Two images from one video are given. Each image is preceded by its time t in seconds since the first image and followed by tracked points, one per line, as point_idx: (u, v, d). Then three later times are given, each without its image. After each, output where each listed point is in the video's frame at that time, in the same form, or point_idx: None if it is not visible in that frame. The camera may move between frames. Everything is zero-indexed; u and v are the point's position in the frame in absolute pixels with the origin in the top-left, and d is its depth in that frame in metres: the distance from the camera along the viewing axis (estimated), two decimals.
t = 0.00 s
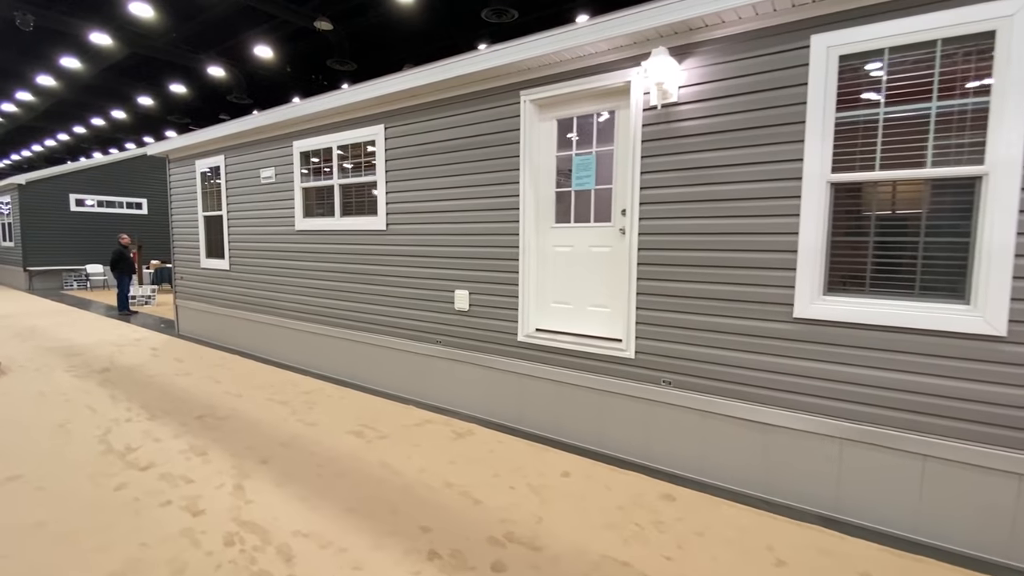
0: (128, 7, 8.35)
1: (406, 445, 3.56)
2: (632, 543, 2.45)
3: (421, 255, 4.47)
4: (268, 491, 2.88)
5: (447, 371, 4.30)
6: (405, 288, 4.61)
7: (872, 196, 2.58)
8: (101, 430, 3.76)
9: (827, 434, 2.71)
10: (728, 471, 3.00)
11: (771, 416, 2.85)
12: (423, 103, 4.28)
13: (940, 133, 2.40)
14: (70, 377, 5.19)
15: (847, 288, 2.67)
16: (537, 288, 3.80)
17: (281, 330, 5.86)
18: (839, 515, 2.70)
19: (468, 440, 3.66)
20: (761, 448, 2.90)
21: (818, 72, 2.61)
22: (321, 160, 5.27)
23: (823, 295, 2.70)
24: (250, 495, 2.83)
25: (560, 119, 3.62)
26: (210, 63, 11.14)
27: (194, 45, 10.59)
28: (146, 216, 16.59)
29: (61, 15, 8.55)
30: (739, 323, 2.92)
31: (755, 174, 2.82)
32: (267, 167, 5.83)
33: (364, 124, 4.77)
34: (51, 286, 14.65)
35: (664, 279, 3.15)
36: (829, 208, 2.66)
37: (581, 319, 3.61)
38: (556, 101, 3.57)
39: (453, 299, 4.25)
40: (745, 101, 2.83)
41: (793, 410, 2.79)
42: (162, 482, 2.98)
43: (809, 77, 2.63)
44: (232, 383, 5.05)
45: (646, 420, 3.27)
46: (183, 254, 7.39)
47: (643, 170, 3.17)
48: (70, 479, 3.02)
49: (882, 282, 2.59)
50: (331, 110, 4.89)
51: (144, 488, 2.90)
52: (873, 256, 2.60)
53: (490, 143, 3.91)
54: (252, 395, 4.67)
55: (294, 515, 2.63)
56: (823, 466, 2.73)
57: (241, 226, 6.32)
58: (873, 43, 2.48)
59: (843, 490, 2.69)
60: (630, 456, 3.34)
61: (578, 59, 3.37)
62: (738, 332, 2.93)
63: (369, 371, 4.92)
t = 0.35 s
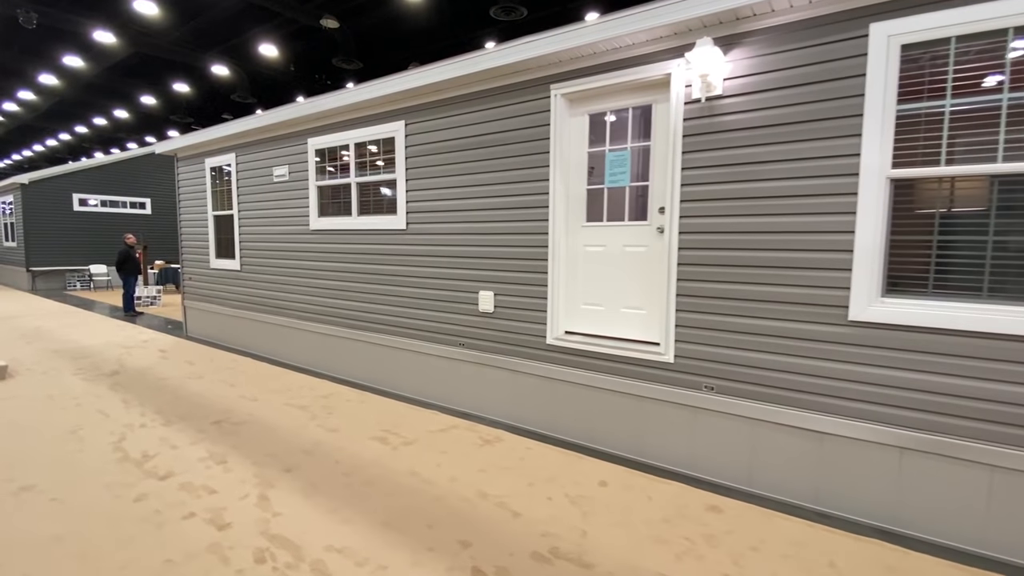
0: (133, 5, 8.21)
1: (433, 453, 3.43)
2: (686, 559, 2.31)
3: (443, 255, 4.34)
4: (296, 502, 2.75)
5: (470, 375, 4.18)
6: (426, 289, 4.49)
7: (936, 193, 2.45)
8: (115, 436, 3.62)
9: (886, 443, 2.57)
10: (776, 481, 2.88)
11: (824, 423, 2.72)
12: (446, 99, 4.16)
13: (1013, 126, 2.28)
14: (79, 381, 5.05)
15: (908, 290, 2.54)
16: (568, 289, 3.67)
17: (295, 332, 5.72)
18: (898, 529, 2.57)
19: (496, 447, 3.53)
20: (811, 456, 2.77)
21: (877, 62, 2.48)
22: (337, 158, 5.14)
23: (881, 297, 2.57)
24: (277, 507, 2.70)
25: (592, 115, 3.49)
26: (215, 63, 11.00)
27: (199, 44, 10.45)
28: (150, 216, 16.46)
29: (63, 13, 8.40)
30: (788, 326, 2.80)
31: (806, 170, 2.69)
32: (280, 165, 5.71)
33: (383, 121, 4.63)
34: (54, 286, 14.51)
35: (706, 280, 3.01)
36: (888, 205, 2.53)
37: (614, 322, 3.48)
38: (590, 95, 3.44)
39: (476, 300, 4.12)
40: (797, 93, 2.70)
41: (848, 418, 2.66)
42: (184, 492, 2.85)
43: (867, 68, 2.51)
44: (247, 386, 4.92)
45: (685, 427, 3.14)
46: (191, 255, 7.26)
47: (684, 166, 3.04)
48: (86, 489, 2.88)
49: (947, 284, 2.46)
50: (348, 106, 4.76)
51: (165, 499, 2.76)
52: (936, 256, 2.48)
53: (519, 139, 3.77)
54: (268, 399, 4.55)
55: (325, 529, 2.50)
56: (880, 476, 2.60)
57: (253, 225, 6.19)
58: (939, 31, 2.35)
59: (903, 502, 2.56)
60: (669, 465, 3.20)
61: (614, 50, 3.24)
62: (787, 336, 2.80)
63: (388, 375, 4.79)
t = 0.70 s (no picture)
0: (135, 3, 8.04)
1: (459, 461, 3.32)
2: None
3: (463, 257, 4.22)
4: (322, 515, 2.63)
5: (492, 380, 4.06)
6: (444, 291, 4.37)
7: (997, 192, 2.34)
8: (128, 444, 3.49)
9: (941, 453, 2.46)
10: (822, 491, 2.77)
11: (874, 432, 2.61)
12: (468, 95, 4.04)
13: None
14: (86, 385, 4.92)
15: (964, 293, 2.44)
16: (596, 291, 3.55)
17: (306, 335, 5.60)
18: (955, 542, 2.46)
19: (523, 454, 3.42)
20: (861, 466, 2.66)
21: (933, 55, 2.37)
22: (352, 157, 5.03)
23: (936, 302, 2.46)
24: (303, 521, 2.58)
25: (623, 111, 3.38)
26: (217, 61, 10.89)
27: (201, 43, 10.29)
28: (150, 217, 16.29)
29: (63, 11, 8.22)
30: (835, 331, 2.68)
31: (855, 168, 2.58)
32: (292, 164, 5.59)
33: (400, 118, 4.52)
34: (54, 287, 14.34)
35: (747, 282, 2.90)
36: (943, 205, 2.42)
37: (646, 326, 3.37)
38: (621, 91, 3.33)
39: (499, 302, 4.01)
40: (844, 88, 2.60)
41: (900, 426, 2.55)
42: (204, 504, 2.72)
43: (923, 63, 2.40)
44: (259, 391, 4.80)
45: (723, 435, 3.02)
46: (198, 256, 7.13)
47: (723, 164, 2.93)
48: (102, 501, 2.76)
49: (1008, 288, 2.35)
50: (363, 104, 4.64)
51: (185, 513, 2.64)
52: (997, 258, 2.36)
53: (545, 137, 3.66)
54: (283, 405, 4.42)
55: (356, 545, 2.38)
56: (935, 487, 2.49)
57: (263, 225, 6.07)
58: (1001, 23, 2.23)
59: (959, 514, 2.45)
60: (705, 473, 3.08)
61: (648, 44, 3.12)
62: (834, 341, 2.69)
63: (404, 379, 4.67)
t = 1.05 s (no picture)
0: None
1: (478, 472, 3.15)
2: None
3: (476, 257, 4.07)
4: (337, 533, 2.47)
5: (508, 386, 3.90)
6: (457, 293, 4.21)
7: None
8: (127, 455, 3.31)
9: (995, 465, 2.33)
10: (865, 503, 2.64)
11: (921, 442, 2.47)
12: (482, 89, 3.89)
13: None
14: (82, 391, 4.73)
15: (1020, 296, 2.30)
16: (619, 293, 3.40)
17: (311, 338, 5.43)
18: (1009, 558, 2.34)
19: (545, 464, 3.26)
20: (906, 477, 2.53)
21: (989, 44, 2.24)
22: (359, 154, 4.87)
23: (990, 305, 2.32)
24: (318, 539, 2.41)
25: (648, 106, 3.24)
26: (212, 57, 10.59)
27: (196, 41, 10.05)
28: (145, 217, 16.04)
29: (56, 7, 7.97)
30: (879, 335, 2.55)
31: (902, 164, 2.45)
32: (296, 162, 5.43)
33: (410, 114, 4.37)
34: (48, 289, 14.06)
35: (783, 284, 2.77)
36: (999, 202, 2.29)
37: (673, 330, 3.22)
38: (646, 84, 3.19)
39: (515, 305, 3.85)
40: (890, 80, 2.46)
41: (950, 436, 2.41)
42: (211, 521, 2.55)
43: (977, 52, 2.26)
44: (263, 397, 4.62)
45: (757, 444, 2.89)
46: (197, 256, 6.94)
47: (757, 160, 2.80)
48: (101, 518, 2.58)
49: None
50: (371, 99, 4.48)
51: (191, 531, 2.47)
52: None
53: (565, 133, 3.51)
54: (288, 411, 4.25)
55: (377, 566, 2.21)
56: (988, 500, 2.36)
57: (265, 225, 5.90)
58: None
59: (1013, 528, 2.32)
60: (737, 484, 2.95)
61: (675, 35, 2.98)
62: (877, 345, 2.55)
63: (414, 385, 4.51)
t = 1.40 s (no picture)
0: None
1: (494, 487, 2.99)
2: None
3: (487, 260, 3.91)
4: (349, 558, 2.29)
5: (521, 394, 3.75)
6: (465, 298, 4.05)
7: None
8: (119, 472, 3.11)
9: None
10: (906, 519, 2.50)
11: (968, 456, 2.34)
12: (494, 85, 3.74)
13: None
14: (70, 401, 4.50)
15: None
16: (639, 298, 3.25)
17: (311, 344, 5.24)
18: None
19: (563, 478, 3.10)
20: (952, 493, 2.39)
21: None
22: (363, 153, 4.71)
23: None
24: (328, 565, 2.23)
25: (671, 102, 3.11)
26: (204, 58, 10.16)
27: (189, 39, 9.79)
28: (134, 218, 15.70)
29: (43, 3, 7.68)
30: (923, 343, 2.41)
31: (948, 162, 2.32)
32: (295, 161, 5.24)
33: (416, 111, 4.20)
34: (33, 291, 13.66)
35: (818, 288, 2.63)
36: None
37: (697, 336, 3.07)
38: (670, 79, 3.04)
39: (528, 310, 3.70)
40: (935, 74, 2.33)
41: (1000, 450, 2.28)
42: (211, 546, 2.36)
43: None
44: (261, 406, 4.42)
45: (789, 456, 2.75)
46: (190, 258, 6.72)
47: (790, 158, 2.66)
48: (91, 543, 2.38)
49: None
50: (375, 95, 4.31)
51: (190, 557, 2.28)
52: None
53: (582, 130, 3.36)
54: (289, 421, 4.06)
55: None
56: None
57: (262, 227, 5.70)
58: None
59: None
60: (768, 498, 2.81)
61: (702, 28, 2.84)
62: (920, 354, 2.42)
63: (421, 393, 4.34)
